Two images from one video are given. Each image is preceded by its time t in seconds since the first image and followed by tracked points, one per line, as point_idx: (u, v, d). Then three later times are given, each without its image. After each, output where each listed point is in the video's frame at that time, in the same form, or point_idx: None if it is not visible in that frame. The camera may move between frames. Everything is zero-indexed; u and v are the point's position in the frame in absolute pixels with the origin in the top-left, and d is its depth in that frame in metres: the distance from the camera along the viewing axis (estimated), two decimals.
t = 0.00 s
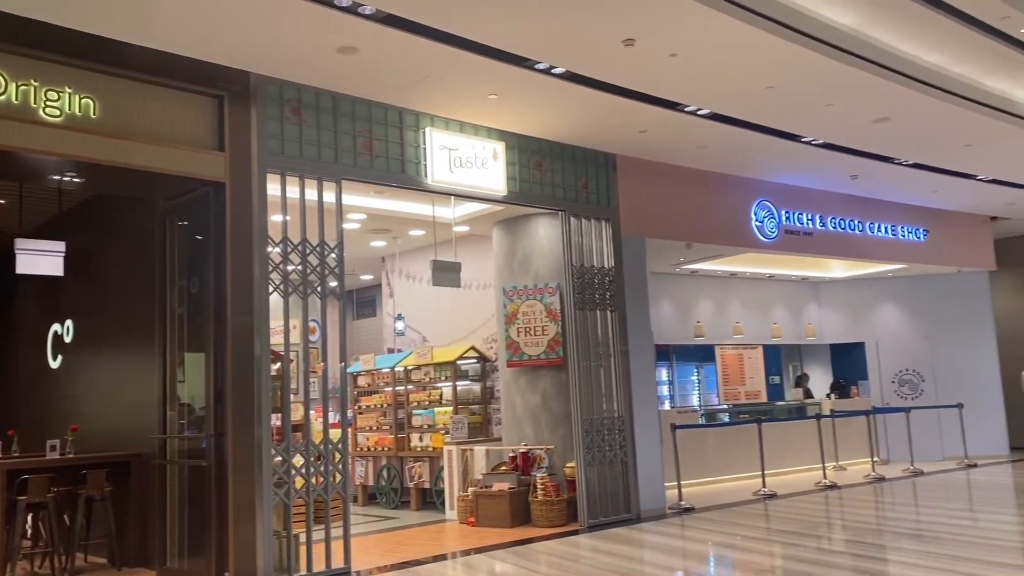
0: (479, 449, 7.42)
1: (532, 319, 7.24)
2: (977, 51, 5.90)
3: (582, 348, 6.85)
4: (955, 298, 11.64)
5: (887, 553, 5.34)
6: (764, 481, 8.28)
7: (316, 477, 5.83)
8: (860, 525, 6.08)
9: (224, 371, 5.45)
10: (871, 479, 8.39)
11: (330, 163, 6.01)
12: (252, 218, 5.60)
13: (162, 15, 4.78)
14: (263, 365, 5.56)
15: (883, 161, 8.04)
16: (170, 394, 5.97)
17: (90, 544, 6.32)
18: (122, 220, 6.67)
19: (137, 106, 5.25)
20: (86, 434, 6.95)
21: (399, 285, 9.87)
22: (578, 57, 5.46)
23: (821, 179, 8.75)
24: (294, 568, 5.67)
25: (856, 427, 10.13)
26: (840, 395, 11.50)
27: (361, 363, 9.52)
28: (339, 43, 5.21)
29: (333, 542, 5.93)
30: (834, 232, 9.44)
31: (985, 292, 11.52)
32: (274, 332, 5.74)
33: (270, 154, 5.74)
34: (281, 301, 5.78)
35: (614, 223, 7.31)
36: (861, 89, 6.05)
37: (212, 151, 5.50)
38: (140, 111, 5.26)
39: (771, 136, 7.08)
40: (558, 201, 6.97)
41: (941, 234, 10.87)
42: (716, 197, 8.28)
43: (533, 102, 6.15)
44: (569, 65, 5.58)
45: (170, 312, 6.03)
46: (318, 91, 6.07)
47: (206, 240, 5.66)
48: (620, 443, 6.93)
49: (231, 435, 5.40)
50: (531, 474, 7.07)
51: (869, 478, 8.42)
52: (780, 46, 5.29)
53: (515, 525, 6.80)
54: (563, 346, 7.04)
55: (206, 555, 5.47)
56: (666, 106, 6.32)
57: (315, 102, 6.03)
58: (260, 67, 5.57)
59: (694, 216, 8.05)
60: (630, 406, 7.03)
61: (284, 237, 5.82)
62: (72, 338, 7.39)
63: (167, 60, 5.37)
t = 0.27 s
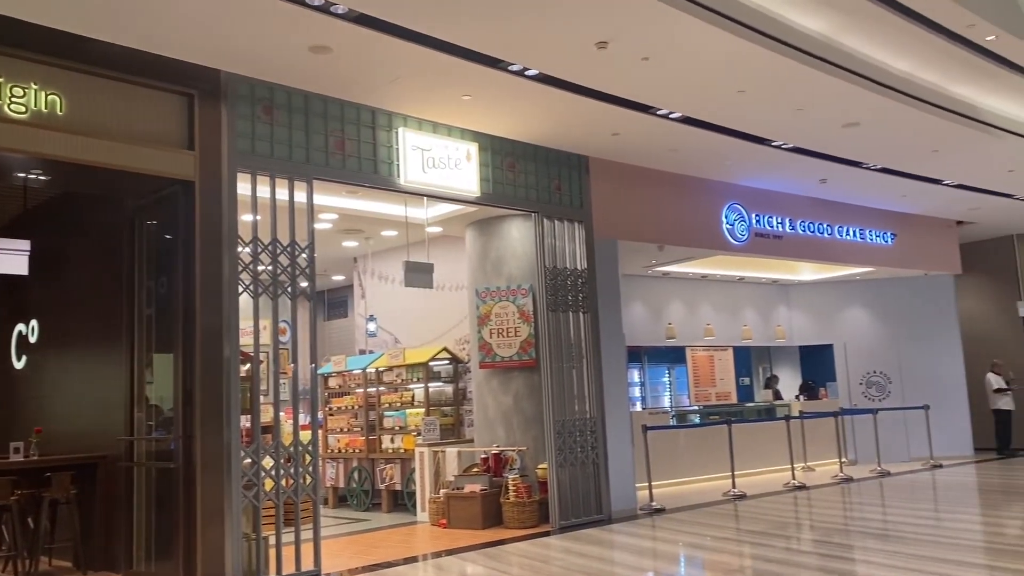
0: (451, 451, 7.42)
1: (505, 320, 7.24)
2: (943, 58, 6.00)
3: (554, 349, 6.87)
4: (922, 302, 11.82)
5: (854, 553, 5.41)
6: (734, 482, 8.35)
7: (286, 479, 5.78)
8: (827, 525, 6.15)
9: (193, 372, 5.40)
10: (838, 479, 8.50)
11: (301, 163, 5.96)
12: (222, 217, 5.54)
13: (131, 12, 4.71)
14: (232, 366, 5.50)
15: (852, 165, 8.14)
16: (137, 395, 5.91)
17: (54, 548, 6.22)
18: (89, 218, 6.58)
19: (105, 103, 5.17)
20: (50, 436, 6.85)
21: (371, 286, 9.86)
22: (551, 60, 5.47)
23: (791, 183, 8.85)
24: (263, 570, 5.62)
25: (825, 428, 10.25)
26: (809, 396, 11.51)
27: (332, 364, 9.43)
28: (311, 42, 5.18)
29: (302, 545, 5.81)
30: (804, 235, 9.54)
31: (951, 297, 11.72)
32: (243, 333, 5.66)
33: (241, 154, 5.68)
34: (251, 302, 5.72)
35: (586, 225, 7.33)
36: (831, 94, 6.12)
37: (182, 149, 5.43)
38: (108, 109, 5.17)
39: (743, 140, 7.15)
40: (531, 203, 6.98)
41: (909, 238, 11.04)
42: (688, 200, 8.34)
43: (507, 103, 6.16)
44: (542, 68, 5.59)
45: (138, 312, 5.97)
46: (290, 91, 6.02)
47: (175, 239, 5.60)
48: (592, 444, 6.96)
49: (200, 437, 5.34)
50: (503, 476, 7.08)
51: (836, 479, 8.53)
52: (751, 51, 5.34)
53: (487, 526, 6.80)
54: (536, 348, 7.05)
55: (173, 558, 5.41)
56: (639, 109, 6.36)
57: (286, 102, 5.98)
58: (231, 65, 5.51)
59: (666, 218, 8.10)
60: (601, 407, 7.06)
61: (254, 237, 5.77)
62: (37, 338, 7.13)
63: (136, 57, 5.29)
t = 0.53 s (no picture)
0: (424, 453, 7.47)
1: (478, 322, 7.22)
2: (912, 65, 6.09)
3: (528, 351, 6.89)
4: (892, 305, 11.99)
5: (823, 553, 5.46)
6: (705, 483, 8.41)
7: (257, 482, 5.73)
8: (797, 526, 6.21)
9: (162, 374, 5.33)
10: (807, 480, 8.61)
11: (274, 162, 5.91)
12: (193, 216, 5.46)
13: (100, 8, 4.63)
14: (202, 368, 5.44)
15: (823, 169, 8.24)
16: (105, 396, 5.83)
17: (18, 553, 6.11)
18: (56, 216, 6.49)
19: (73, 100, 5.09)
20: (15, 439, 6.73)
21: (344, 287, 9.83)
22: (525, 62, 5.47)
23: (763, 186, 8.93)
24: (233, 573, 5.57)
25: (796, 429, 10.36)
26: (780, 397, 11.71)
27: (304, 366, 9.35)
28: (284, 42, 5.14)
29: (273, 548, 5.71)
30: (773, 239, 9.63)
31: (919, 300, 11.92)
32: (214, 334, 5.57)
33: (213, 153, 5.61)
34: (222, 302, 5.65)
35: (561, 227, 7.35)
36: (802, 100, 6.18)
37: (152, 147, 5.38)
38: (76, 106, 5.10)
39: (715, 144, 7.21)
40: (505, 204, 6.99)
41: (878, 241, 11.20)
42: (661, 203, 8.39)
43: (481, 105, 6.15)
44: (517, 70, 5.59)
45: (107, 312, 5.89)
46: (262, 89, 5.97)
47: (145, 239, 5.52)
48: (565, 446, 6.98)
49: (169, 439, 5.28)
50: (476, 477, 7.10)
51: (805, 479, 8.63)
52: (724, 56, 5.39)
53: (460, 528, 6.80)
54: (510, 349, 7.06)
55: (142, 562, 5.34)
56: (613, 112, 6.38)
57: (259, 101, 5.93)
58: (203, 63, 5.44)
59: (640, 221, 8.14)
60: (574, 409, 7.09)
61: (226, 237, 5.71)
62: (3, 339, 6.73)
63: (105, 54, 5.21)
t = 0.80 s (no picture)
0: (397, 454, 7.41)
1: (452, 323, 7.21)
2: (881, 71, 6.18)
3: (502, 353, 6.91)
4: (863, 308, 12.13)
5: (793, 554, 5.51)
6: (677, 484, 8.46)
7: (227, 483, 5.67)
8: (767, 526, 6.27)
9: (131, 375, 5.26)
10: (778, 480, 8.71)
11: (246, 161, 5.86)
12: (163, 216, 5.41)
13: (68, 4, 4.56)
14: (172, 369, 5.38)
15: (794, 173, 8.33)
16: (72, 397, 5.74)
17: None
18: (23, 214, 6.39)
19: (41, 96, 5.00)
20: None
21: (316, 287, 9.78)
22: (499, 64, 5.48)
23: (735, 190, 9.01)
24: None
25: (767, 431, 10.46)
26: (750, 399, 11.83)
27: (275, 367, 9.26)
28: (256, 40, 5.10)
29: (243, 550, 5.72)
30: (745, 242, 9.72)
31: (888, 303, 12.09)
32: (185, 335, 5.54)
33: (184, 151, 5.55)
34: (192, 303, 5.59)
35: (535, 229, 7.37)
36: (774, 104, 6.24)
37: (122, 146, 5.30)
38: (44, 103, 5.01)
39: (688, 147, 7.26)
40: (479, 206, 6.99)
41: (848, 245, 11.35)
42: (634, 205, 8.44)
43: (455, 106, 6.15)
44: (490, 71, 5.59)
45: (75, 312, 5.80)
46: (234, 88, 5.92)
47: (115, 238, 5.45)
48: (537, 447, 7.00)
49: (138, 441, 5.21)
50: (449, 479, 7.06)
51: (775, 480, 8.72)
52: (696, 60, 5.43)
53: (432, 530, 6.78)
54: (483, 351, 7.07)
55: (109, 566, 5.27)
56: (586, 114, 6.40)
57: (231, 100, 5.87)
58: (174, 61, 5.38)
59: (613, 223, 8.18)
60: (547, 410, 7.12)
61: (196, 237, 5.65)
62: None
63: (74, 51, 5.13)
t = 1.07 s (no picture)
0: (369, 456, 7.40)
1: (425, 325, 7.19)
2: (851, 77, 6.26)
3: (475, 355, 6.92)
4: (834, 310, 12.27)
5: (763, 554, 5.56)
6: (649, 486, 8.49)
7: (196, 486, 5.60)
8: (738, 527, 6.32)
9: (99, 376, 5.18)
10: (748, 482, 8.78)
11: (217, 161, 5.80)
12: (132, 215, 5.34)
13: None
14: (140, 369, 5.30)
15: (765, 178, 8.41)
16: (38, 398, 5.64)
17: None
18: None
19: (7, 93, 4.91)
20: None
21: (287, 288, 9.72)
22: (474, 65, 5.48)
23: (707, 193, 9.09)
24: None
25: (739, 432, 10.56)
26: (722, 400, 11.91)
27: (246, 368, 9.19)
28: (228, 39, 5.05)
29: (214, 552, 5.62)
30: (717, 245, 9.80)
31: (857, 306, 12.25)
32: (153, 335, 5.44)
33: (154, 150, 5.49)
34: (162, 302, 5.51)
35: (509, 230, 7.38)
36: (746, 109, 6.30)
37: (91, 143, 5.22)
38: (10, 99, 4.92)
39: (661, 151, 7.31)
40: (452, 207, 6.99)
41: (819, 248, 11.49)
42: (608, 207, 8.48)
43: (428, 107, 6.14)
44: (465, 73, 5.58)
45: (42, 312, 5.70)
46: (206, 87, 5.86)
47: (83, 238, 5.37)
48: (510, 448, 7.01)
49: (105, 443, 5.13)
50: (421, 481, 7.02)
51: (746, 482, 8.79)
52: (669, 64, 5.47)
53: (404, 532, 6.75)
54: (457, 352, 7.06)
55: (74, 570, 5.18)
56: (561, 117, 6.42)
57: (202, 98, 5.82)
58: (144, 59, 5.32)
59: (587, 225, 8.20)
60: (520, 412, 7.13)
61: (166, 237, 5.58)
62: None
63: (41, 47, 5.05)
